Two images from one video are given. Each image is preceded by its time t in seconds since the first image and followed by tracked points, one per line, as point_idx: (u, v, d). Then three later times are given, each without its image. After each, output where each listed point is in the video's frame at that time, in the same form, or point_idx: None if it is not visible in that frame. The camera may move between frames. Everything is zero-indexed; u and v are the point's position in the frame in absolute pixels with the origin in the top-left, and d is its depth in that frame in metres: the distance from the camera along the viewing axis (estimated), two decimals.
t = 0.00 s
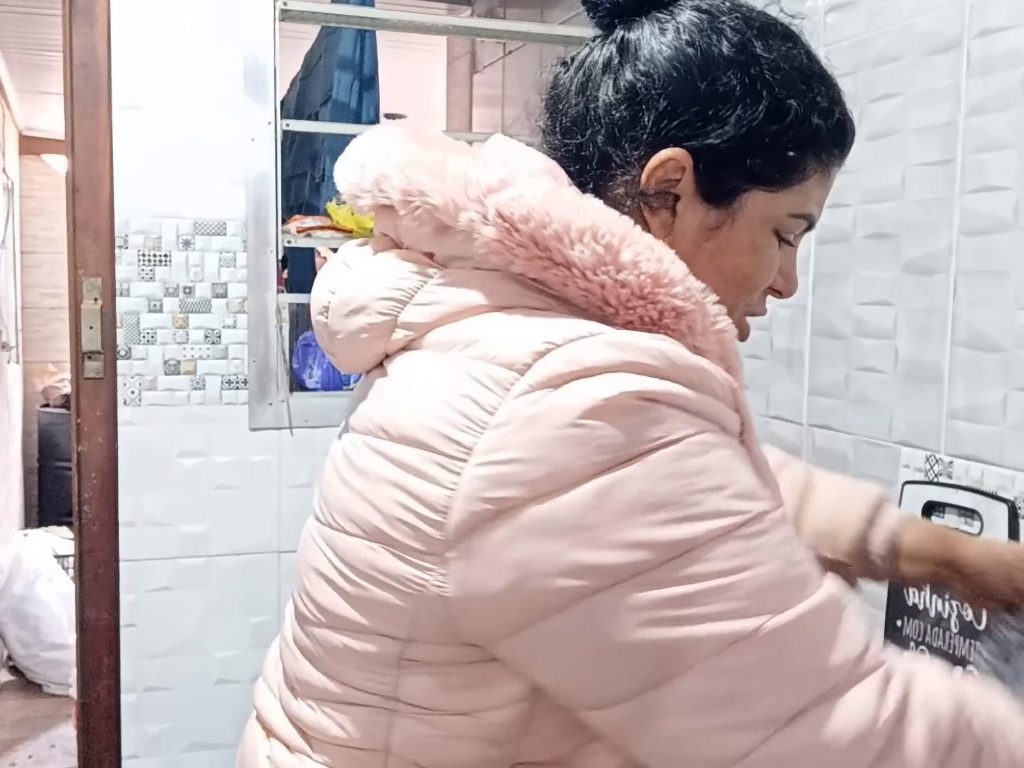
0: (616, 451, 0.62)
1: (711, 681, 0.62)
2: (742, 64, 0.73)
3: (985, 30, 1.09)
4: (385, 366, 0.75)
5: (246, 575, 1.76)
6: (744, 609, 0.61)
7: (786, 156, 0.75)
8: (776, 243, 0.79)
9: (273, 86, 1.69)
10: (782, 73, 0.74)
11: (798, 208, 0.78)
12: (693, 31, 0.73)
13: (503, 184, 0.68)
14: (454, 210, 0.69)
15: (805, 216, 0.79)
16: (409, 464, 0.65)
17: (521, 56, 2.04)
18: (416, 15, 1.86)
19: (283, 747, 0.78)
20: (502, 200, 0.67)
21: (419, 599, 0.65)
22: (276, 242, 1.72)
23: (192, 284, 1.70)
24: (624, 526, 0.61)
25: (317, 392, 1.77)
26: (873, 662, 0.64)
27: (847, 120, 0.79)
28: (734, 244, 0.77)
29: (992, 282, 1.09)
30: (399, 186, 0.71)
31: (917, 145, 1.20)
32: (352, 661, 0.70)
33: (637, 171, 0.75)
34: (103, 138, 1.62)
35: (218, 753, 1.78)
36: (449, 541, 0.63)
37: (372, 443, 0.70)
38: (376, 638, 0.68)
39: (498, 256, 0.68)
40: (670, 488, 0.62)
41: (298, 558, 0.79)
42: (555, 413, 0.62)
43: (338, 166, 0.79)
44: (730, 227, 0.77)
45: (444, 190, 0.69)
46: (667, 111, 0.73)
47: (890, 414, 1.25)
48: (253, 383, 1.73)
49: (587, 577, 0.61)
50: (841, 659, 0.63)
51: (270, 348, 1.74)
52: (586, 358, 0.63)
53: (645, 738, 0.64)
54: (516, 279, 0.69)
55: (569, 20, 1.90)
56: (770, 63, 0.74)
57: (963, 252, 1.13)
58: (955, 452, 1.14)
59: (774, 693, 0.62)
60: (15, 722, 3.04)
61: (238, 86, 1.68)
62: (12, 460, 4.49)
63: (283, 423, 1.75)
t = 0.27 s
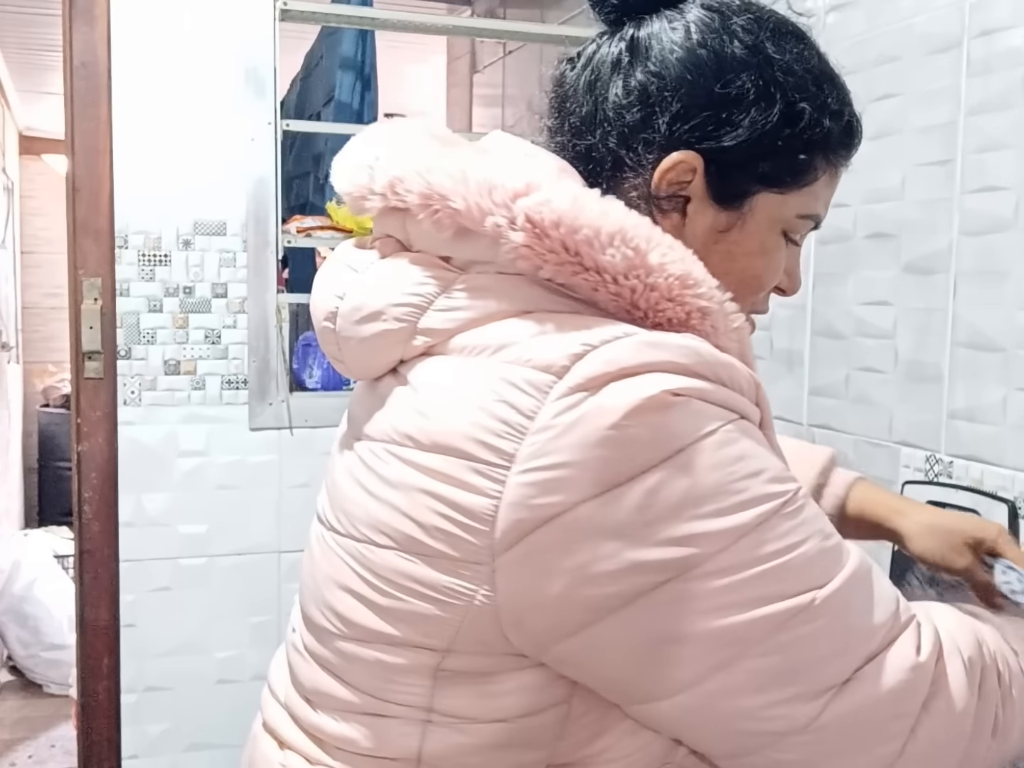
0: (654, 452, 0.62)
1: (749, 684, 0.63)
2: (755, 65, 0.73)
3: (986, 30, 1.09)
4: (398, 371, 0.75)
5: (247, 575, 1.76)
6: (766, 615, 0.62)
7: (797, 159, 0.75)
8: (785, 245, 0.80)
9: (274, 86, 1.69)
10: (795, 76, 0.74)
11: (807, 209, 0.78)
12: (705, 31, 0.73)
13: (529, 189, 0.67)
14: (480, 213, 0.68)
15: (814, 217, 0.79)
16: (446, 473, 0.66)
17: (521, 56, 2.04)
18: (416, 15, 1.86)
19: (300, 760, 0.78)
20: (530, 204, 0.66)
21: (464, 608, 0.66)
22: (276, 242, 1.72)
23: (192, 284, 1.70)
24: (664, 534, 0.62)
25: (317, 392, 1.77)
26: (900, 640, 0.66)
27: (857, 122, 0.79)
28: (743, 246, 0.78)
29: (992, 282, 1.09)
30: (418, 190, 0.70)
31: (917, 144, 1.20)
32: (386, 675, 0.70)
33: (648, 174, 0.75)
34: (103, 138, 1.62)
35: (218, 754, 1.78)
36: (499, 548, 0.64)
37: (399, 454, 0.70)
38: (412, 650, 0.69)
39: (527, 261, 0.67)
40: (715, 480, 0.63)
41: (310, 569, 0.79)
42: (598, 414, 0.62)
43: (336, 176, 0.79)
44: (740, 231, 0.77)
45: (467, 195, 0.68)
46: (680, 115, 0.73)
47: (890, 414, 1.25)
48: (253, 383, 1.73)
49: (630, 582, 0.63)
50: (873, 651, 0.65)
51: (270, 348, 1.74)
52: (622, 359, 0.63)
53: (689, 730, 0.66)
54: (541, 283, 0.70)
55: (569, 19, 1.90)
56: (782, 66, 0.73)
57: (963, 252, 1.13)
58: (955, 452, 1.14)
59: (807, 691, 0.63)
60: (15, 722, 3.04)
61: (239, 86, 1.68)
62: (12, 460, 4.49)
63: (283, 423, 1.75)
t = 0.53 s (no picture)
0: (642, 443, 0.62)
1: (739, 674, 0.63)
2: (722, 49, 0.73)
3: (985, 30, 1.09)
4: (394, 366, 0.75)
5: (247, 575, 1.76)
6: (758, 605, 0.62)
7: (772, 136, 0.74)
8: (776, 225, 0.79)
9: (273, 86, 1.69)
10: (766, 55, 0.73)
11: (794, 188, 0.77)
12: (674, 21, 0.74)
13: (520, 184, 0.67)
14: (471, 209, 0.68)
15: (804, 197, 0.78)
16: (434, 464, 0.66)
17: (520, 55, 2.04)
18: (416, 15, 1.87)
19: (299, 757, 0.77)
20: (519, 199, 0.66)
21: (451, 599, 0.66)
22: (276, 242, 1.72)
23: (192, 284, 1.70)
24: (653, 522, 0.62)
25: (317, 392, 1.77)
26: (892, 636, 0.66)
27: (841, 100, 0.78)
28: (728, 228, 0.77)
29: (993, 282, 1.09)
30: (412, 186, 0.71)
31: (917, 144, 1.20)
32: (378, 667, 0.70)
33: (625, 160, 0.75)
34: (102, 138, 1.62)
35: (218, 754, 1.78)
36: (482, 538, 0.64)
37: (391, 447, 0.70)
38: (403, 642, 0.68)
39: (517, 255, 0.67)
40: (702, 471, 0.63)
41: (309, 564, 0.79)
42: (584, 406, 0.62)
43: (343, 161, 0.79)
44: (721, 213, 0.77)
45: (459, 191, 0.68)
46: (647, 100, 0.74)
47: (890, 414, 1.25)
48: (253, 383, 1.73)
49: (616, 570, 0.62)
50: (863, 646, 0.64)
51: (270, 348, 1.74)
52: (608, 354, 0.63)
53: (676, 724, 0.65)
54: (535, 279, 0.70)
55: (569, 19, 1.90)
56: (752, 46, 0.73)
57: (963, 253, 1.13)
58: (955, 452, 1.15)
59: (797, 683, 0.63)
60: (15, 722, 3.04)
61: (238, 86, 1.68)
62: (12, 460, 4.49)
63: (283, 423, 1.75)
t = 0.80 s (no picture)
0: (611, 422, 0.62)
1: (714, 653, 0.62)
2: (725, 52, 0.73)
3: (986, 30, 1.09)
4: (388, 361, 0.76)
5: (247, 575, 1.76)
6: (739, 595, 0.62)
7: (774, 135, 0.74)
8: (776, 227, 0.79)
9: (273, 85, 1.69)
10: (767, 58, 0.74)
11: (796, 189, 0.77)
12: (677, 24, 0.75)
13: (503, 177, 0.68)
14: (455, 203, 0.69)
15: (805, 198, 0.78)
16: (415, 449, 0.66)
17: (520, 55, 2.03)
18: (415, 15, 1.86)
19: (292, 743, 0.78)
20: (501, 190, 0.67)
21: (431, 581, 0.66)
22: (276, 242, 1.72)
23: (192, 284, 1.70)
24: (625, 497, 0.61)
25: (317, 392, 1.77)
26: (880, 612, 0.64)
27: (840, 104, 0.78)
28: (729, 227, 0.77)
29: (993, 282, 1.09)
30: (402, 183, 0.73)
31: (917, 144, 1.20)
32: (361, 650, 0.70)
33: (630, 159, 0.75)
34: (101, 138, 1.62)
35: (217, 753, 1.78)
36: (461, 521, 0.64)
37: (377, 434, 0.70)
38: (386, 625, 0.69)
39: (498, 247, 0.68)
40: (673, 448, 0.62)
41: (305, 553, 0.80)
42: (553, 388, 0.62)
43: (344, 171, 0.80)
44: (725, 211, 0.76)
45: (445, 185, 0.70)
46: (652, 98, 0.74)
47: (890, 415, 1.25)
48: (253, 383, 1.73)
49: (591, 547, 0.62)
50: (846, 624, 0.63)
51: (270, 348, 1.74)
52: (583, 338, 0.63)
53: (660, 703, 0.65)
54: (519, 270, 0.71)
55: (568, 19, 1.90)
56: (756, 49, 0.74)
57: (963, 253, 1.13)
58: (955, 452, 1.14)
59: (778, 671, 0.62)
60: (15, 723, 3.04)
61: (238, 86, 1.68)
62: (12, 460, 4.49)
63: (283, 423, 1.75)
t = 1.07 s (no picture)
0: (646, 441, 0.62)
1: (747, 669, 0.63)
2: (765, 62, 0.74)
3: (985, 30, 1.09)
4: (399, 369, 0.75)
5: (247, 575, 1.76)
6: (772, 614, 0.62)
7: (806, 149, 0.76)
8: (791, 235, 0.81)
9: (273, 85, 1.69)
10: (800, 71, 0.75)
11: (812, 200, 0.80)
12: (713, 29, 0.74)
13: (525, 187, 0.67)
14: (478, 213, 0.68)
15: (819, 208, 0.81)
16: (439, 465, 0.65)
17: (521, 55, 2.04)
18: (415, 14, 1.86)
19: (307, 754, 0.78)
20: (526, 203, 0.66)
21: (460, 600, 0.66)
22: (276, 242, 1.72)
23: (192, 284, 1.70)
24: (661, 516, 0.61)
25: (316, 392, 1.78)
26: (904, 623, 0.65)
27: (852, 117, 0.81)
28: (753, 237, 0.79)
29: (993, 282, 1.09)
30: (417, 189, 0.70)
31: (917, 144, 1.20)
32: (388, 669, 0.70)
33: (666, 166, 0.75)
34: (102, 137, 1.62)
35: (219, 754, 1.78)
36: (491, 542, 0.63)
37: (397, 448, 0.70)
38: (413, 643, 0.69)
39: (524, 258, 0.67)
40: (709, 466, 0.62)
41: (314, 562, 0.79)
42: (587, 406, 0.62)
43: (341, 172, 0.79)
44: (753, 222, 0.78)
45: (465, 193, 0.68)
46: (697, 105, 0.73)
47: (890, 415, 1.25)
48: (253, 383, 1.73)
49: (624, 568, 0.62)
50: (874, 637, 0.64)
51: (270, 348, 1.74)
52: (614, 354, 0.63)
53: (691, 719, 0.65)
54: (541, 281, 0.69)
55: (569, 19, 1.90)
56: (788, 64, 0.75)
57: (963, 253, 1.13)
58: (955, 452, 1.15)
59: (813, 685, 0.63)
60: (16, 722, 3.04)
61: (238, 86, 1.68)
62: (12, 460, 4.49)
63: (283, 423, 1.75)
